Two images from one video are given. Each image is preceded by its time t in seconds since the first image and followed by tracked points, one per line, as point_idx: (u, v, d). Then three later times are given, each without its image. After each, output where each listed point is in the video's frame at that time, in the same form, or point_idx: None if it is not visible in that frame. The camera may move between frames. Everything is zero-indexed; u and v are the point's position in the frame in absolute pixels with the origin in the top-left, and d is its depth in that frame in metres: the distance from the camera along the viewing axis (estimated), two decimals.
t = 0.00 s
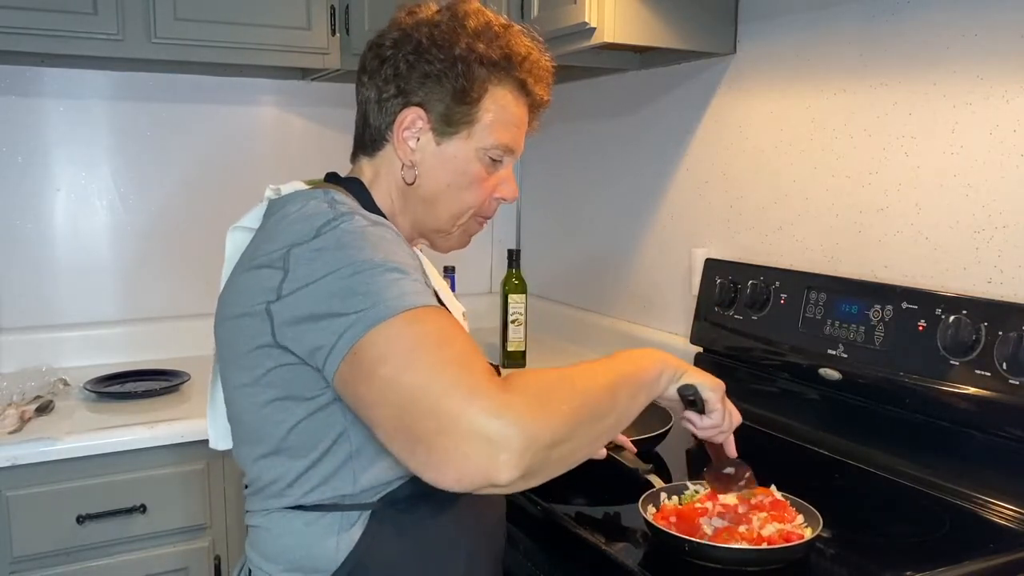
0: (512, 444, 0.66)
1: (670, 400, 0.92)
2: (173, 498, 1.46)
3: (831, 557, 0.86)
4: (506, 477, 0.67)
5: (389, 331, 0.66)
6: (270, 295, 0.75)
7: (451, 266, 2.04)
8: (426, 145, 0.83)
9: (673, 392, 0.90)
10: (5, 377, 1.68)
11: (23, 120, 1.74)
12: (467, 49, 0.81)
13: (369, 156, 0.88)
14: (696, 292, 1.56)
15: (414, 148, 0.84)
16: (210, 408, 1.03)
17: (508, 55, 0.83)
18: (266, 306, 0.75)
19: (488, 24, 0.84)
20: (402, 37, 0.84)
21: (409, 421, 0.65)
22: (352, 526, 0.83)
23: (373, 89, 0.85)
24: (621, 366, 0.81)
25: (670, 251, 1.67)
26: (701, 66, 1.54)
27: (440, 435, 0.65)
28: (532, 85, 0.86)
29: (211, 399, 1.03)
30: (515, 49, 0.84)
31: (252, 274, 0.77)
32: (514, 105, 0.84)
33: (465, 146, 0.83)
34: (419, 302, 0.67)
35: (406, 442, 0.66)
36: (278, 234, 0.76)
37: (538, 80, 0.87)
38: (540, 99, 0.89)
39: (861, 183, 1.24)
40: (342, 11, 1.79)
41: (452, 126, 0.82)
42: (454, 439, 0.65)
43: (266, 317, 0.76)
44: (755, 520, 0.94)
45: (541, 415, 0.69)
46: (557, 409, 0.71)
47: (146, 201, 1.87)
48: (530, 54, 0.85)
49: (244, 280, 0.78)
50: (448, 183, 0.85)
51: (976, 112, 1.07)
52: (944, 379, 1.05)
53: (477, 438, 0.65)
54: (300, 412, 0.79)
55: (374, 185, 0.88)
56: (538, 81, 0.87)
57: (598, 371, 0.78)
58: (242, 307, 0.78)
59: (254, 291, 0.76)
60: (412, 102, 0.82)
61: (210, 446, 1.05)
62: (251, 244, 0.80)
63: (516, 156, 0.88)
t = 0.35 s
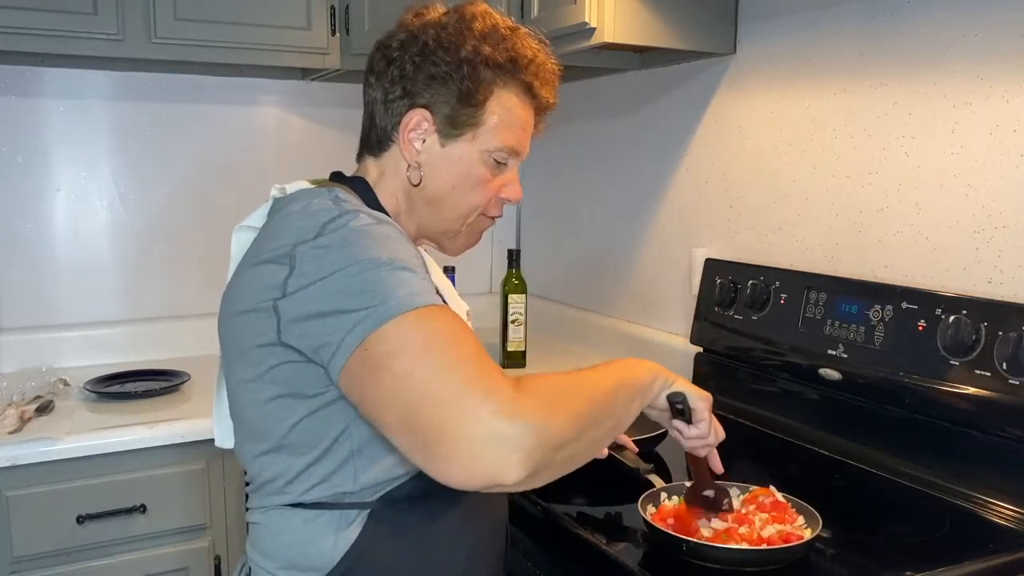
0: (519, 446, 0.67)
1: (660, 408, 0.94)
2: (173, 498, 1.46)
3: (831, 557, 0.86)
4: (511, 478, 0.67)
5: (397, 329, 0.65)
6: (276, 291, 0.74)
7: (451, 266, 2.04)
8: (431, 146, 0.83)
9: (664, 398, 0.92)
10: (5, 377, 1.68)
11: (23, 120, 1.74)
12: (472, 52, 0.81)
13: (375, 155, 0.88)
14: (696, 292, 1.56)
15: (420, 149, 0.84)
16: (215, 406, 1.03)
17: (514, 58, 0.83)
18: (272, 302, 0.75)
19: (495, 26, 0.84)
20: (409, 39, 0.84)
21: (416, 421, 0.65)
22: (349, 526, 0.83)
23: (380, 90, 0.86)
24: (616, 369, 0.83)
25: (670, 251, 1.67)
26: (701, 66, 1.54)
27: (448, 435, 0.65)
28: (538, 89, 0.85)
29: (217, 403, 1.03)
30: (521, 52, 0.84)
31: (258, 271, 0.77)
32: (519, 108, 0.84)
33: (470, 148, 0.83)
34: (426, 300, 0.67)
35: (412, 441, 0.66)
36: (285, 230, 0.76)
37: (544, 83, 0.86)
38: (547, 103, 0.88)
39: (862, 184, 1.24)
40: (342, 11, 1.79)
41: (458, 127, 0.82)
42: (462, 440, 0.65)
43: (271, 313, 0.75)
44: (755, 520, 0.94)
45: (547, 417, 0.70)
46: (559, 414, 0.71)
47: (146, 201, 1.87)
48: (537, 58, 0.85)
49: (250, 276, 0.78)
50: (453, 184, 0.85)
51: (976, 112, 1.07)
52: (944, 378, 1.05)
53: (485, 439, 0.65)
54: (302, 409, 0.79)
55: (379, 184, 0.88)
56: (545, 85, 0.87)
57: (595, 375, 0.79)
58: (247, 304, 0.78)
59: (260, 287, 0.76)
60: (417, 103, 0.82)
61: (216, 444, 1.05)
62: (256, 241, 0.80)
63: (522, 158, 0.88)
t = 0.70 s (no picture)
0: (452, 502, 0.66)
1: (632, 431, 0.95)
2: (173, 498, 1.46)
3: (831, 557, 0.86)
4: (430, 538, 0.67)
5: (381, 356, 0.65)
6: (277, 294, 0.75)
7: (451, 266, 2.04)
8: (400, 125, 0.84)
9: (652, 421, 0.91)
10: (5, 377, 1.68)
11: (23, 120, 1.74)
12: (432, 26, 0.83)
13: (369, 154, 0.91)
14: (697, 292, 1.56)
15: (391, 130, 0.85)
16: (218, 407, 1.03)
17: (475, 26, 0.83)
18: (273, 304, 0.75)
19: (459, 4, 0.85)
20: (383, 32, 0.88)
21: (361, 456, 0.65)
22: (361, 525, 0.83)
23: (365, 89, 0.89)
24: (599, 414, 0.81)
25: (670, 251, 1.67)
26: (701, 66, 1.54)
27: (381, 481, 0.65)
28: (510, 54, 0.84)
29: (220, 400, 1.02)
30: (485, 20, 0.84)
31: (263, 269, 0.77)
32: (489, 73, 0.83)
33: (437, 119, 0.82)
34: (415, 331, 0.67)
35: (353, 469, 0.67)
36: (290, 232, 0.76)
37: (517, 49, 0.85)
38: (528, 72, 0.87)
39: (862, 184, 1.24)
40: (342, 11, 1.79)
41: (422, 100, 0.82)
42: (393, 491, 0.65)
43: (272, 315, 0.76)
44: (755, 521, 0.94)
45: (486, 483, 0.68)
46: (506, 474, 0.70)
47: (146, 200, 1.87)
48: (505, 25, 0.85)
49: (256, 273, 0.78)
50: (427, 158, 0.83)
51: (976, 112, 1.07)
52: (944, 379, 1.05)
53: (416, 498, 0.65)
54: (311, 412, 0.79)
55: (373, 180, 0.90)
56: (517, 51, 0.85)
57: (564, 426, 0.77)
58: (250, 298, 0.79)
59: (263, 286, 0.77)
60: (386, 87, 0.85)
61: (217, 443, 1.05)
62: (266, 236, 0.80)
63: (506, 131, 0.85)
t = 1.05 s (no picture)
0: (322, 558, 0.68)
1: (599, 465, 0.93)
2: (173, 498, 1.46)
3: (831, 557, 0.86)
4: None
5: (293, 393, 0.68)
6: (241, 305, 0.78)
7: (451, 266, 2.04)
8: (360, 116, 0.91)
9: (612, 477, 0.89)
10: (5, 377, 1.68)
11: (23, 120, 1.74)
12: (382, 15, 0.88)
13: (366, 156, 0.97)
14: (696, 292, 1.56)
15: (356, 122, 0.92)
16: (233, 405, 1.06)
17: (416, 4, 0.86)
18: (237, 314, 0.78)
19: None
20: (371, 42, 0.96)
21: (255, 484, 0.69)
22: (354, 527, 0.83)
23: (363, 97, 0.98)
24: (522, 497, 0.78)
25: (670, 251, 1.67)
26: (701, 66, 1.54)
27: (263, 516, 0.69)
28: (453, 25, 0.86)
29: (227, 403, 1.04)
30: None
31: (238, 277, 0.80)
32: (429, 48, 0.86)
33: (381, 100, 0.87)
34: (330, 373, 0.69)
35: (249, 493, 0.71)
36: (263, 247, 0.79)
37: (462, 20, 0.86)
38: (479, 41, 0.87)
39: (862, 184, 1.24)
40: (343, 11, 1.79)
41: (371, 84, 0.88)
42: (268, 528, 0.68)
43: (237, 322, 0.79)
44: (754, 521, 0.94)
45: (356, 552, 0.70)
46: (389, 540, 0.71)
47: (146, 201, 1.87)
48: None
49: (232, 279, 0.81)
50: (374, 143, 0.87)
51: (976, 112, 1.07)
52: (944, 379, 1.05)
53: (283, 548, 0.68)
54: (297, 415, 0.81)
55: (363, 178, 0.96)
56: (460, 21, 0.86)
57: (474, 513, 0.74)
58: (225, 303, 0.82)
59: (234, 294, 0.80)
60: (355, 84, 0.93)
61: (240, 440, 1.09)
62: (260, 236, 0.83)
63: (450, 106, 0.85)
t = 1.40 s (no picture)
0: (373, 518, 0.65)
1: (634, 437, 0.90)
2: (173, 498, 1.46)
3: (831, 557, 0.86)
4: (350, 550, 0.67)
5: (312, 361, 0.66)
6: (241, 304, 0.77)
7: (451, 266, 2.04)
8: (393, 142, 0.84)
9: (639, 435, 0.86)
10: (5, 377, 1.68)
11: (23, 120, 1.74)
12: (424, 36, 0.80)
13: (359, 155, 0.90)
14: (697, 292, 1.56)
15: (384, 145, 0.84)
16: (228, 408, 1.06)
17: (470, 35, 0.81)
18: (237, 313, 0.77)
19: (450, 6, 0.83)
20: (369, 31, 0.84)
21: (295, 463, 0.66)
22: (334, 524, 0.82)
23: (351, 88, 0.87)
24: (565, 439, 0.75)
25: (670, 251, 1.67)
26: (701, 66, 1.54)
27: (310, 490, 0.65)
28: (506, 61, 0.83)
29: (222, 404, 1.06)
30: (477, 24, 0.82)
31: (236, 282, 0.80)
32: (485, 85, 0.82)
33: (433, 136, 0.82)
34: (347, 339, 0.67)
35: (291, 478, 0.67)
36: (261, 245, 0.79)
37: (512, 55, 0.84)
38: (524, 75, 0.86)
39: (862, 184, 1.24)
40: (342, 11, 1.78)
41: (417, 116, 0.81)
42: (319, 501, 0.65)
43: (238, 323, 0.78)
44: (754, 522, 0.94)
45: (418, 501, 0.67)
46: (441, 488, 0.68)
47: (147, 201, 1.87)
48: (497, 31, 0.83)
49: (231, 286, 0.81)
50: (421, 173, 0.83)
51: (976, 112, 1.07)
52: (944, 379, 1.05)
53: (333, 512, 0.65)
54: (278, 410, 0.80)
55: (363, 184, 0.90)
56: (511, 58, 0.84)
57: (524, 457, 0.72)
58: (225, 311, 0.81)
59: (233, 297, 0.79)
60: (379, 98, 0.83)
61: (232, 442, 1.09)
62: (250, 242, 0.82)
63: (497, 140, 0.85)
